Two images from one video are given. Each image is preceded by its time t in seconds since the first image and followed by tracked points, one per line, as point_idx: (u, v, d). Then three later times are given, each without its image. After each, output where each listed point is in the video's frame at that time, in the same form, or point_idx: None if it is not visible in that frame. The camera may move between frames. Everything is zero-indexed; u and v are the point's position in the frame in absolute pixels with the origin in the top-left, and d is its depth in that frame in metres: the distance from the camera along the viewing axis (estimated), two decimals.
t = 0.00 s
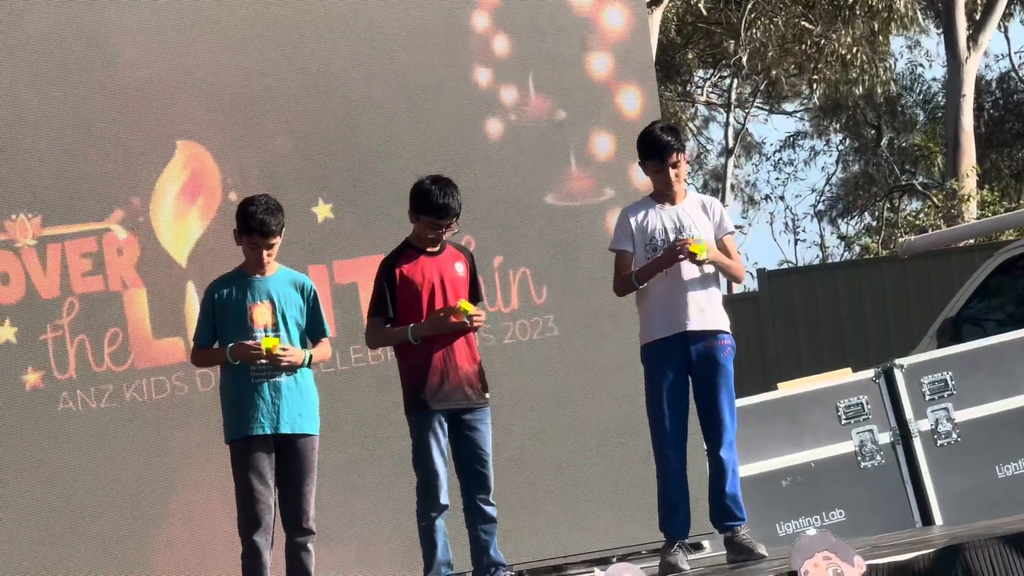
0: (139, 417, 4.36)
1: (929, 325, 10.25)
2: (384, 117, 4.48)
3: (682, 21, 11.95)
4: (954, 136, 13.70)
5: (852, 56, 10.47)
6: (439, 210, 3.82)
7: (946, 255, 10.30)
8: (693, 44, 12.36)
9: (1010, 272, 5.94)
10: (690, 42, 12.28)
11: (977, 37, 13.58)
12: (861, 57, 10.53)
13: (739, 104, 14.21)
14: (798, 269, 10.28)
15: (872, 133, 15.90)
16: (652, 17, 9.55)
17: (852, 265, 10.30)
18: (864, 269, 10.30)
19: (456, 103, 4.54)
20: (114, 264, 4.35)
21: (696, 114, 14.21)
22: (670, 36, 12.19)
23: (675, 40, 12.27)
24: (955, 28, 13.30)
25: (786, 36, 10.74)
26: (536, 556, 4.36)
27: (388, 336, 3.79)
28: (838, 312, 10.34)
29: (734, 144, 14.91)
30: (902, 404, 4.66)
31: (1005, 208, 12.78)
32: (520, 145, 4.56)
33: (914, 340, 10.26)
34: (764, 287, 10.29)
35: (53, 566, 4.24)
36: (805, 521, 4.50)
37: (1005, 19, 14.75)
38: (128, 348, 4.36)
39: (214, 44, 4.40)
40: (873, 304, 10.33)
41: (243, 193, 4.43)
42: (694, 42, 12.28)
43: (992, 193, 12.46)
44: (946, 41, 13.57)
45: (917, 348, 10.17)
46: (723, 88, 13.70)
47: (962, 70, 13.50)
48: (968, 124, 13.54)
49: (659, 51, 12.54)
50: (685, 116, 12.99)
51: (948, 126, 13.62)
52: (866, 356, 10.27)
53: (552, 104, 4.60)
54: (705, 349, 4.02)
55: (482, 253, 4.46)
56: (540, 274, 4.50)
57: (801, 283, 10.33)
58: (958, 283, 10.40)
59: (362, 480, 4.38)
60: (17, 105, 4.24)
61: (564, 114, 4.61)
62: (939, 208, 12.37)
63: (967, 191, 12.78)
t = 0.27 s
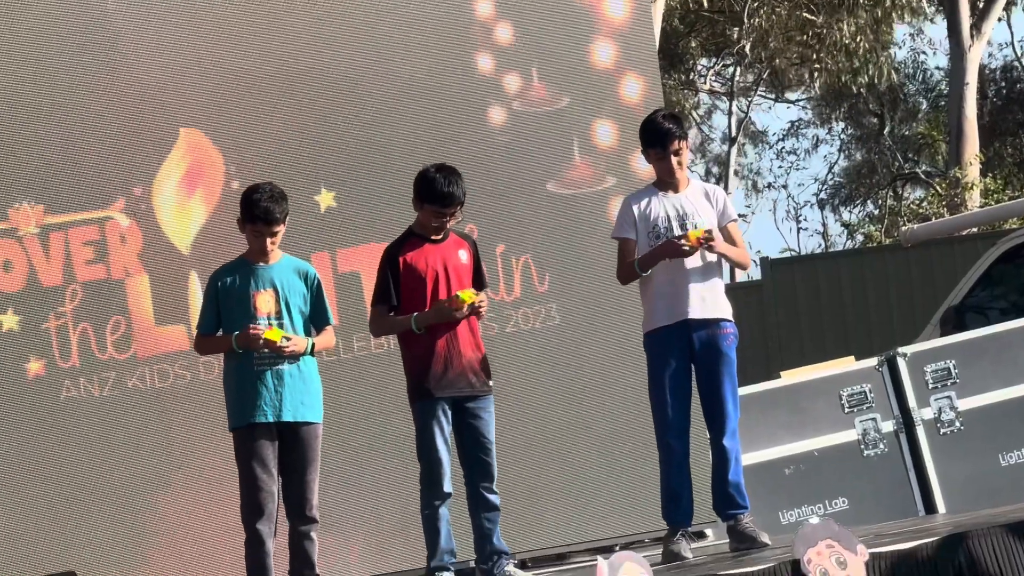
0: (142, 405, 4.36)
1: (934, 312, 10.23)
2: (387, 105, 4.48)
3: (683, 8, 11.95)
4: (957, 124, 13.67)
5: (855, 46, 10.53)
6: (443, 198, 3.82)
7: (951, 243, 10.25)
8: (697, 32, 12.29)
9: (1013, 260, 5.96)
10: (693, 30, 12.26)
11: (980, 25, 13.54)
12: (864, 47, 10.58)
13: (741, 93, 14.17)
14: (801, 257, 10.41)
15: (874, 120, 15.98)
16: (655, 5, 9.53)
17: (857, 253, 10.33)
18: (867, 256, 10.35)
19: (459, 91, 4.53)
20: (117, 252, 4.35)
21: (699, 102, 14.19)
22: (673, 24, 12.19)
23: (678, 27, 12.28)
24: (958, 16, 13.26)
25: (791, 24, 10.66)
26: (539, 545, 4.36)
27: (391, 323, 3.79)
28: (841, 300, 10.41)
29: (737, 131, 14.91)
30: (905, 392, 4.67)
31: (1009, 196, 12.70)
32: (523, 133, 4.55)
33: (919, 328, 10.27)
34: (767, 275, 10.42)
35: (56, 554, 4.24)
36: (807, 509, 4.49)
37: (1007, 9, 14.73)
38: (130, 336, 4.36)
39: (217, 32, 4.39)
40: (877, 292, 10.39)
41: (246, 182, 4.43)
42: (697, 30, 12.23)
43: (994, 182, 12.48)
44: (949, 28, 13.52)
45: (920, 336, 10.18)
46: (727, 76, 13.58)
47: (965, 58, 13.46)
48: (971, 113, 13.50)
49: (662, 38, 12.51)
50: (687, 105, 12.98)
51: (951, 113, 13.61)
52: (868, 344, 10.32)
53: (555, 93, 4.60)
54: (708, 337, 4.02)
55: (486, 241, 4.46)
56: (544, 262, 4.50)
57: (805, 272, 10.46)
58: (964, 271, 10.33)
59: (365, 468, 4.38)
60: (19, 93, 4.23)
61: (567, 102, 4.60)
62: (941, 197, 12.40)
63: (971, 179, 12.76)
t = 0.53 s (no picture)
0: (144, 394, 4.36)
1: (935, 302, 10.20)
2: (388, 94, 4.48)
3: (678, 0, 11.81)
4: (960, 114, 13.62)
5: (856, 38, 10.69)
6: (446, 187, 3.81)
7: (953, 232, 10.19)
8: (698, 21, 12.06)
9: (1014, 249, 5.96)
10: (695, 19, 12.02)
11: (983, 14, 13.57)
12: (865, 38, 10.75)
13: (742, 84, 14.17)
14: (802, 248, 10.36)
15: (876, 111, 16.00)
16: None
17: (857, 243, 10.30)
18: (868, 247, 10.32)
19: (460, 80, 4.53)
20: (118, 241, 4.34)
21: (701, 93, 14.18)
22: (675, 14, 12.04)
23: (679, 17, 12.07)
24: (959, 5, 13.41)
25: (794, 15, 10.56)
26: (540, 534, 4.36)
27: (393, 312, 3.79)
28: (842, 290, 10.37)
29: (739, 122, 14.90)
30: (907, 381, 4.66)
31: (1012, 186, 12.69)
32: (525, 122, 4.55)
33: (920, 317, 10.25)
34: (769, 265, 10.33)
35: (57, 544, 4.24)
36: (809, 498, 4.49)
37: None
38: (132, 325, 4.36)
39: (219, 21, 4.39)
40: (879, 282, 10.36)
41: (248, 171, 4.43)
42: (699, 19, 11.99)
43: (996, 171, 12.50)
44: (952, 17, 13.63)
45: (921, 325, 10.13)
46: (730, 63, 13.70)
47: (968, 48, 13.48)
48: (974, 102, 13.47)
49: (663, 28, 12.38)
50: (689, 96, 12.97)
51: (953, 102, 13.51)
52: (869, 334, 10.27)
53: (556, 82, 4.59)
54: (710, 326, 4.02)
55: (487, 229, 4.46)
56: (545, 251, 4.50)
57: (807, 262, 10.41)
58: (965, 262, 10.26)
59: (366, 457, 4.39)
60: (20, 82, 4.23)
61: (569, 92, 4.60)
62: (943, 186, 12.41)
63: (973, 169, 12.75)
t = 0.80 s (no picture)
0: (145, 386, 4.36)
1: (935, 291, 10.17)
2: (389, 86, 4.47)
3: None
4: (960, 105, 13.49)
5: (855, 31, 10.74)
6: (447, 178, 3.82)
7: (952, 220, 10.17)
8: (699, 13, 11.98)
9: (1015, 240, 5.96)
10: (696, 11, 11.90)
11: (983, 4, 13.55)
12: (863, 32, 10.79)
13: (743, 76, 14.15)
14: (803, 238, 10.37)
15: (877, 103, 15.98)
16: None
17: (860, 234, 10.28)
18: (870, 238, 10.29)
19: (461, 71, 4.52)
20: (119, 232, 4.34)
21: (702, 84, 14.16)
22: (676, 6, 11.95)
23: (680, 8, 11.99)
24: None
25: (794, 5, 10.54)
26: (541, 525, 4.36)
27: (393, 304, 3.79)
28: (843, 281, 10.38)
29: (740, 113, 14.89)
30: (908, 372, 4.66)
31: (1012, 177, 12.69)
32: (525, 114, 4.54)
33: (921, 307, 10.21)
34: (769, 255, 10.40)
35: (59, 535, 4.25)
36: (810, 489, 4.49)
37: None
38: (133, 317, 4.35)
39: (219, 13, 4.38)
40: (879, 273, 10.32)
41: (249, 162, 4.42)
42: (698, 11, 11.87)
43: (997, 162, 12.49)
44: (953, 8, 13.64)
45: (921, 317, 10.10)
46: (730, 56, 13.53)
47: (968, 39, 13.47)
48: (975, 93, 13.37)
49: (664, 19, 12.32)
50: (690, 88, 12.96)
51: (954, 94, 13.46)
52: (869, 325, 10.26)
53: (557, 73, 4.58)
54: (711, 316, 4.01)
55: (488, 221, 4.45)
56: (546, 242, 4.49)
57: (807, 252, 10.44)
58: (967, 253, 10.24)
59: (367, 449, 4.38)
60: (20, 73, 4.23)
61: (569, 83, 4.59)
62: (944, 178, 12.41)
63: (974, 160, 12.75)
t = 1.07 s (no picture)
0: (144, 379, 4.36)
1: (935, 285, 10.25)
2: (388, 78, 4.46)
3: None
4: (960, 97, 13.43)
5: (854, 26, 10.71)
6: (446, 171, 3.82)
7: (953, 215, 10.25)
8: (699, 6, 12.05)
9: (1015, 233, 5.96)
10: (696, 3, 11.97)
11: None
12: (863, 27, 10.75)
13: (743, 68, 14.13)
14: (804, 231, 10.31)
15: (879, 95, 15.99)
16: None
17: (862, 226, 10.28)
18: (872, 230, 10.32)
19: (461, 63, 4.51)
20: (118, 225, 4.34)
21: (703, 76, 14.16)
22: None
23: None
24: None
25: None
26: (541, 517, 4.36)
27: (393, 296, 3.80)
28: (844, 273, 10.37)
29: (741, 106, 14.89)
30: (907, 365, 4.67)
31: (1012, 169, 12.67)
32: (525, 106, 4.53)
33: (920, 300, 10.29)
34: (770, 248, 10.29)
35: (59, 527, 4.26)
36: (810, 482, 4.50)
37: None
38: (133, 310, 4.35)
39: (219, 5, 4.37)
40: (879, 266, 10.36)
41: (248, 155, 4.42)
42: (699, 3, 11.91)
43: (998, 155, 12.47)
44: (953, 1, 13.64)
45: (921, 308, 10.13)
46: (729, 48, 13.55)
47: (968, 31, 13.46)
48: (974, 85, 13.31)
49: (664, 11, 12.33)
50: (691, 80, 12.96)
51: (954, 87, 13.46)
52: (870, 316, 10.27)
53: (557, 66, 4.57)
54: (711, 309, 4.02)
55: (488, 214, 4.45)
56: (546, 235, 4.48)
57: (807, 245, 10.35)
58: (967, 245, 10.30)
59: (367, 442, 4.38)
60: (20, 65, 4.23)
61: (570, 76, 4.58)
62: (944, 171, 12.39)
63: (974, 153, 12.73)
